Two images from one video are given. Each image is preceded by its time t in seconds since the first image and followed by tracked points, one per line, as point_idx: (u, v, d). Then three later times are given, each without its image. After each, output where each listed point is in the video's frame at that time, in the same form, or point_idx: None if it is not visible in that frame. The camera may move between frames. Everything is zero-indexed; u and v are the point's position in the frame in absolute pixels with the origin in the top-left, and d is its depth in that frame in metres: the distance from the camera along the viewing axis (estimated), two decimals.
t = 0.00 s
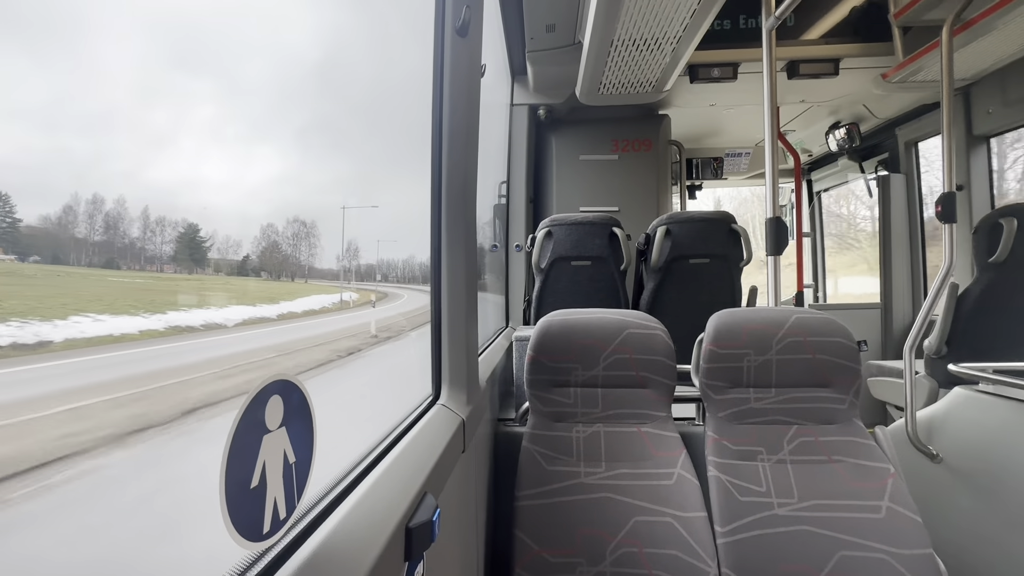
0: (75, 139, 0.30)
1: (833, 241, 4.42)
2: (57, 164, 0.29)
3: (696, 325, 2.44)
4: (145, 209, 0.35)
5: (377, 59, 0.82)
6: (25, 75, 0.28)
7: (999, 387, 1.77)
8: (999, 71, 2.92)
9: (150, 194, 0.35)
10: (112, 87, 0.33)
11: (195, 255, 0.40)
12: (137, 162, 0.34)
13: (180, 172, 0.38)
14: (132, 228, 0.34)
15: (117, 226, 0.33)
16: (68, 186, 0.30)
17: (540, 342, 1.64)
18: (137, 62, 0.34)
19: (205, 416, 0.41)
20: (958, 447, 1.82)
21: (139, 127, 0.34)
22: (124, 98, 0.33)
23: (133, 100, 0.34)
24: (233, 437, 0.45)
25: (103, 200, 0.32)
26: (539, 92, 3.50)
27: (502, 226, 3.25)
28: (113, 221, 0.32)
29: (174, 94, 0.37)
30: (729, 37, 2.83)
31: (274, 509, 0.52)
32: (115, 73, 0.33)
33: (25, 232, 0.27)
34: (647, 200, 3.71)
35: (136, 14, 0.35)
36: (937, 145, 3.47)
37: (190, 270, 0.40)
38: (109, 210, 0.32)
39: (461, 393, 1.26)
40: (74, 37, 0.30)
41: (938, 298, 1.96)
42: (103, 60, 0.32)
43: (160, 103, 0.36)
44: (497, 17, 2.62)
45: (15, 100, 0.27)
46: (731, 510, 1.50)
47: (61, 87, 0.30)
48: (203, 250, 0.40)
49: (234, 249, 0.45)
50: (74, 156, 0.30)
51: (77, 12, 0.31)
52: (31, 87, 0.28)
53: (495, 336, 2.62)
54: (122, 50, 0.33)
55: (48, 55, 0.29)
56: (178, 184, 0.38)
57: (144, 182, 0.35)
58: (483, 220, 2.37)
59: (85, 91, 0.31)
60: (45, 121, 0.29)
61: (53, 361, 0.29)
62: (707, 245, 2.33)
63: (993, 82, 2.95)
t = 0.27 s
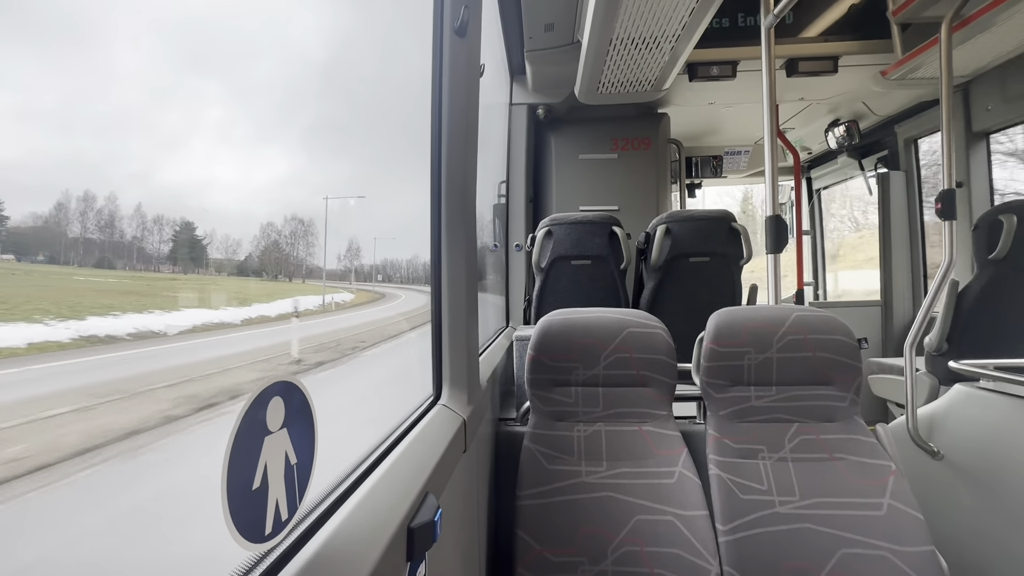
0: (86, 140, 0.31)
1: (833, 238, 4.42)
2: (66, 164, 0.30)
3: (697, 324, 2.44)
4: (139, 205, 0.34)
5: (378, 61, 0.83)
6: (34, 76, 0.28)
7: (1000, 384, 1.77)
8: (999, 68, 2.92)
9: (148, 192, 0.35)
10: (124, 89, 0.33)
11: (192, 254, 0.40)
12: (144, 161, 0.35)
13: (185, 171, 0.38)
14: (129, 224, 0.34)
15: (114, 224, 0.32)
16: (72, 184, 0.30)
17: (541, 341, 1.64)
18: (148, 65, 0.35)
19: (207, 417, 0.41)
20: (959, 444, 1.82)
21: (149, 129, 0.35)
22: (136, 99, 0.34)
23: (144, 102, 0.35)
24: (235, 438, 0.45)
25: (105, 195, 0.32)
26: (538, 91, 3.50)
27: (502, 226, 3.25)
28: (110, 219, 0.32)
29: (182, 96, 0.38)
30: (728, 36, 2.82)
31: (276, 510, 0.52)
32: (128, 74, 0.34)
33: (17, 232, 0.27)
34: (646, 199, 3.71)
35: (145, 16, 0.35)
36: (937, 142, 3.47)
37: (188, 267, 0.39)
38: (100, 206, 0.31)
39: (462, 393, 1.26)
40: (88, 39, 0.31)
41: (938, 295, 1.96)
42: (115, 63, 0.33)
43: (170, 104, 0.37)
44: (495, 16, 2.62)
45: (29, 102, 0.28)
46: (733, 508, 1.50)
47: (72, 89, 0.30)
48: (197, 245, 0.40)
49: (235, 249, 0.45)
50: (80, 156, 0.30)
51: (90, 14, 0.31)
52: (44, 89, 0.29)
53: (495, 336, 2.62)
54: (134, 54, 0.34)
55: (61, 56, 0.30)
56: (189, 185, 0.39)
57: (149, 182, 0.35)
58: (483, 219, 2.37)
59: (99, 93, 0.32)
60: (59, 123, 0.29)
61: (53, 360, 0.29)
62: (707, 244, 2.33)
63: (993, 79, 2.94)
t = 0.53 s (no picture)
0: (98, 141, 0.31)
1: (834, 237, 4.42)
2: (74, 165, 0.30)
3: (697, 323, 2.44)
4: (130, 200, 0.33)
5: (379, 60, 0.83)
6: (42, 76, 0.28)
7: (1001, 382, 1.76)
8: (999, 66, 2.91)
9: (146, 190, 0.35)
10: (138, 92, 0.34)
11: (185, 253, 0.39)
12: (151, 162, 0.35)
13: (192, 170, 0.39)
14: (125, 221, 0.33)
15: (111, 223, 0.32)
16: (74, 183, 0.30)
17: (541, 341, 1.64)
18: (159, 69, 0.36)
19: (207, 416, 0.41)
20: (960, 443, 1.82)
21: (159, 131, 0.36)
22: (148, 102, 0.35)
23: (156, 103, 0.35)
24: (237, 438, 0.45)
25: (96, 190, 0.31)
26: (538, 91, 3.50)
27: (502, 226, 3.25)
28: (105, 217, 0.32)
29: (189, 98, 0.38)
30: (728, 35, 2.82)
31: (279, 510, 0.52)
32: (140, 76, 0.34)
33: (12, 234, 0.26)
34: (646, 199, 3.71)
35: (155, 19, 0.36)
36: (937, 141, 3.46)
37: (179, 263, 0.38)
38: (90, 202, 0.31)
39: (463, 393, 1.26)
40: (100, 41, 0.32)
41: (939, 294, 1.96)
42: (128, 65, 0.33)
43: (180, 105, 0.37)
44: (495, 16, 2.62)
45: (44, 104, 0.28)
46: (734, 507, 1.50)
47: (82, 90, 0.31)
48: (192, 241, 0.40)
49: (237, 247, 0.45)
50: (86, 155, 0.31)
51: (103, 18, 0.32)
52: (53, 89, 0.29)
53: (496, 336, 2.61)
54: (147, 57, 0.35)
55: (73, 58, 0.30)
56: (200, 186, 0.40)
57: (153, 181, 0.35)
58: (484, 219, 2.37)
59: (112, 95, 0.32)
60: (74, 126, 0.30)
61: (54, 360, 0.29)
62: (707, 243, 2.33)
63: (993, 77, 2.94)
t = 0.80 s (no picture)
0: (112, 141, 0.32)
1: (834, 237, 4.41)
2: (78, 168, 0.30)
3: (697, 323, 2.44)
4: (120, 195, 0.33)
5: (378, 58, 0.83)
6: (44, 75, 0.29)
7: (1000, 382, 1.77)
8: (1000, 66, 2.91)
9: (142, 190, 0.35)
10: (150, 93, 0.35)
11: (179, 250, 0.38)
12: (153, 160, 0.36)
13: (199, 170, 0.40)
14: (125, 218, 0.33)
15: (110, 220, 0.32)
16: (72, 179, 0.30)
17: (540, 340, 1.64)
18: (168, 70, 0.37)
19: (207, 414, 0.41)
20: (960, 443, 1.82)
21: (170, 130, 0.37)
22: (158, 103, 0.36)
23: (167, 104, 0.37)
24: (234, 436, 0.45)
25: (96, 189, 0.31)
26: (538, 89, 3.50)
27: (502, 225, 3.24)
28: (104, 217, 0.32)
29: (206, 99, 0.41)
30: (728, 34, 2.82)
31: (276, 508, 0.52)
32: (153, 79, 0.36)
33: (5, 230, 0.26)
34: (646, 198, 3.71)
35: (163, 21, 0.37)
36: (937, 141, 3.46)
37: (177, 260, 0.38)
38: (81, 198, 0.30)
39: (462, 392, 1.26)
40: (113, 41, 0.33)
41: (939, 294, 1.96)
42: (138, 64, 0.34)
43: (191, 107, 0.39)
44: (495, 15, 2.61)
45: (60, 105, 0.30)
46: (733, 507, 1.50)
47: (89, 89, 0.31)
48: (187, 239, 0.39)
49: (236, 246, 0.45)
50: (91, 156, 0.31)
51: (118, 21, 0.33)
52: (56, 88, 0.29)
53: (495, 335, 2.61)
54: (159, 60, 0.36)
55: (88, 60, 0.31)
56: (209, 185, 0.41)
57: (152, 177, 0.35)
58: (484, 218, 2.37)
59: (124, 97, 0.33)
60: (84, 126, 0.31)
61: (54, 359, 0.29)
62: (707, 243, 2.33)
63: (994, 77, 2.94)
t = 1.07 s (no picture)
0: (127, 142, 0.33)
1: (834, 237, 4.42)
2: (86, 169, 0.31)
3: (697, 323, 2.44)
4: (113, 193, 0.32)
5: (380, 58, 0.83)
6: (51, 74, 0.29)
7: (999, 383, 1.77)
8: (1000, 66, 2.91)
9: (140, 191, 0.35)
10: (164, 94, 0.37)
11: (171, 247, 0.38)
12: (156, 160, 0.36)
13: (207, 170, 0.41)
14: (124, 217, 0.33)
15: (110, 218, 0.32)
16: (73, 178, 0.30)
17: (540, 340, 1.64)
18: (182, 73, 0.38)
19: (207, 414, 0.41)
20: (959, 443, 1.83)
21: (184, 130, 0.38)
22: (171, 103, 0.37)
23: (180, 104, 0.38)
24: (235, 436, 0.45)
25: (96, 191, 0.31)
26: (538, 89, 3.50)
27: (502, 225, 3.24)
28: (106, 218, 0.32)
29: (218, 101, 0.43)
30: (728, 34, 2.82)
31: (276, 508, 0.52)
32: (168, 82, 0.37)
33: None
34: (646, 198, 3.71)
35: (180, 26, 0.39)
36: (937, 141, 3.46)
37: (170, 259, 0.38)
38: (72, 194, 0.29)
39: (462, 392, 1.27)
40: (128, 46, 0.34)
41: (938, 294, 1.96)
42: (148, 64, 0.35)
43: (202, 108, 0.40)
44: (495, 15, 2.61)
45: (80, 107, 0.31)
46: (732, 507, 1.50)
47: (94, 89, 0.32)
48: (180, 239, 0.39)
49: (232, 245, 0.45)
50: (95, 154, 0.31)
51: (133, 23, 0.34)
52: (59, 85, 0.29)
53: (495, 335, 2.61)
54: (173, 63, 0.37)
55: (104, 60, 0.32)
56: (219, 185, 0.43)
57: (151, 174, 0.36)
58: (484, 219, 2.38)
59: (140, 98, 0.35)
60: (99, 127, 0.32)
61: (54, 359, 0.29)
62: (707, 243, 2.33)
63: (994, 78, 2.94)
